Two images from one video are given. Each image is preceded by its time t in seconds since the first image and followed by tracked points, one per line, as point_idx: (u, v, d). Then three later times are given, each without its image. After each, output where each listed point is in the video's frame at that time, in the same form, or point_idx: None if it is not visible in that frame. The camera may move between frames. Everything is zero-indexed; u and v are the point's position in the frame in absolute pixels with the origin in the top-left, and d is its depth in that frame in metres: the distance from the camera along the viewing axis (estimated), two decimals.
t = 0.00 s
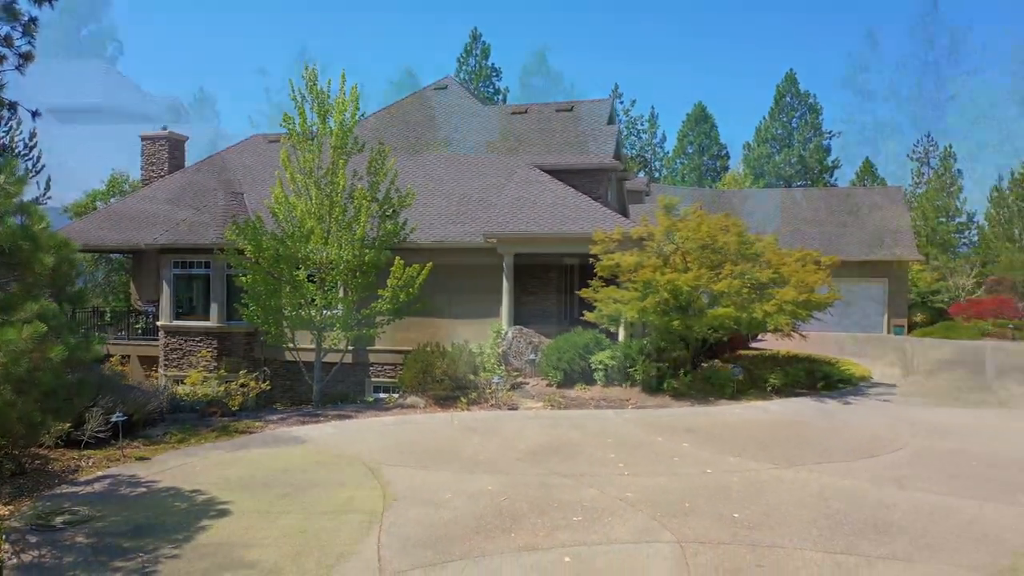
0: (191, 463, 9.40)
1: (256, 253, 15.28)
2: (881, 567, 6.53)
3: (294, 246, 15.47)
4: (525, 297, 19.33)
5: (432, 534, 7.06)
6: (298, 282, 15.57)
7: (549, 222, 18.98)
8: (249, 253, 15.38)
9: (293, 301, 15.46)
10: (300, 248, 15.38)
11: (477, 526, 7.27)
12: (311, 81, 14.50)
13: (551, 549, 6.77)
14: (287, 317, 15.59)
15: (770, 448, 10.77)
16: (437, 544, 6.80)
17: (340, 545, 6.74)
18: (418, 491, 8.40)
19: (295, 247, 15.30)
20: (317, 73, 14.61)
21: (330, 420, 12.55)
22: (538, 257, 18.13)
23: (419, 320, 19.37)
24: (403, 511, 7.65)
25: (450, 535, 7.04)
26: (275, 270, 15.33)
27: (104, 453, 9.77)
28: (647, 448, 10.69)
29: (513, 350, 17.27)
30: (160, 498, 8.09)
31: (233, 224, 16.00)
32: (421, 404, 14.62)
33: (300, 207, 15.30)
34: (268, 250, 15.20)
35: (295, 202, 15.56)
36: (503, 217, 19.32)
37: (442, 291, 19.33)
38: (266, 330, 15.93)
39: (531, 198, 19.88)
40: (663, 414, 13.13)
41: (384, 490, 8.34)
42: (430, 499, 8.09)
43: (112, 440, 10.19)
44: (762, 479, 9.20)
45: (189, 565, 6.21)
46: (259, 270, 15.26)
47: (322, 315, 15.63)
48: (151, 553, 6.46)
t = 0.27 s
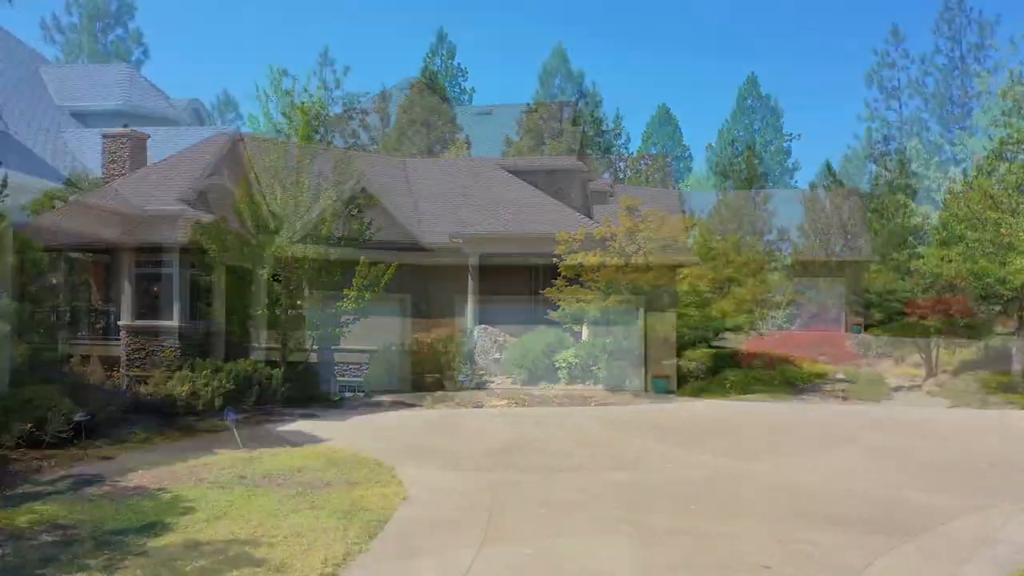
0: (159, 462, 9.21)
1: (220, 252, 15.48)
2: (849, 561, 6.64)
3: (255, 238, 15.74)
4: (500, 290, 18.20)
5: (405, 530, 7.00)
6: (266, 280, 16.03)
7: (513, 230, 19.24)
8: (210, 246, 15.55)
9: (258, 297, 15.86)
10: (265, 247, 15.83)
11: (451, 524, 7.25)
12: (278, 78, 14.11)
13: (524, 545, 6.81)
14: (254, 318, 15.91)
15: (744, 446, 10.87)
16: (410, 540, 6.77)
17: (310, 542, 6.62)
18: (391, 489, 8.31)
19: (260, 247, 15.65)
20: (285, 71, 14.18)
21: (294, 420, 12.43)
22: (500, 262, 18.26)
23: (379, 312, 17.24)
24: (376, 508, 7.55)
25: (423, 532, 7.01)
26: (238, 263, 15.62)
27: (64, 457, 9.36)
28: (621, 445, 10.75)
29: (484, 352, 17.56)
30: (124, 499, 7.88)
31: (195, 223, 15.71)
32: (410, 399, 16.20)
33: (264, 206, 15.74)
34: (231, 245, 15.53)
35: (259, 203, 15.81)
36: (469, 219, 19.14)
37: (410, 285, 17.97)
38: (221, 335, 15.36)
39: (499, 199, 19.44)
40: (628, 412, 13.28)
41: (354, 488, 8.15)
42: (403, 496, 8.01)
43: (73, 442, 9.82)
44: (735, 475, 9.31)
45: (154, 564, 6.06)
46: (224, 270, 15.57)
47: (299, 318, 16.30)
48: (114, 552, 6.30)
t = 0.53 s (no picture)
0: (165, 455, 8.17)
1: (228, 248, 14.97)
2: (976, 510, 5.50)
3: (271, 229, 14.35)
4: (517, 295, 18.16)
5: (441, 481, 5.88)
6: (286, 276, 15.15)
7: (533, 233, 18.92)
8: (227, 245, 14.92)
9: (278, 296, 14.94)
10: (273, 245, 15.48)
11: (492, 476, 6.14)
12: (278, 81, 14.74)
13: (585, 489, 5.60)
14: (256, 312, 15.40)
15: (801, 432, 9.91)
16: (448, 486, 5.62)
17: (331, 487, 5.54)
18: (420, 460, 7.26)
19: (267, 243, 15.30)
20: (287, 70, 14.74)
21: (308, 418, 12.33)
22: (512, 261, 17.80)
23: (392, 313, 17.65)
24: (406, 470, 6.47)
25: (463, 481, 5.85)
26: (257, 258, 14.67)
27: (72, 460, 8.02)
28: (669, 432, 9.76)
29: (509, 356, 18.27)
30: (116, 473, 6.80)
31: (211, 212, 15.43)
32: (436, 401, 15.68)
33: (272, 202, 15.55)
34: (247, 239, 14.61)
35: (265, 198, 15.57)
36: (488, 226, 19.38)
37: (425, 289, 17.86)
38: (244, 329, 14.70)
39: (522, 209, 20.08)
40: (644, 411, 13.06)
41: (380, 458, 7.25)
42: (435, 463, 6.99)
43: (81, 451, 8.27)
44: (806, 449, 8.22)
45: (145, 504, 5.04)
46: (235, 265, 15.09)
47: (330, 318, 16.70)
48: (97, 501, 5.23)
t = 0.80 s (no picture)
0: (182, 454, 8.21)
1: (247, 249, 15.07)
2: (997, 514, 5.36)
3: (291, 230, 14.41)
4: (535, 295, 18.10)
5: (452, 481, 5.86)
6: (304, 276, 15.20)
7: (550, 233, 18.89)
8: (247, 246, 15.03)
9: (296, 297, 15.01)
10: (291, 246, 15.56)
11: (503, 476, 6.09)
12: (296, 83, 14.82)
13: (595, 490, 5.54)
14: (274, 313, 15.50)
15: (818, 432, 9.78)
16: (457, 486, 5.58)
17: (342, 487, 5.56)
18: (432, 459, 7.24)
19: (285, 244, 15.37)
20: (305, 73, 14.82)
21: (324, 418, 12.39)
22: (529, 261, 17.69)
23: (408, 314, 17.69)
24: (418, 469, 6.47)
25: (473, 481, 5.81)
26: (276, 259, 14.72)
27: (93, 459, 8.06)
28: (685, 432, 9.66)
29: (528, 357, 18.27)
30: (132, 473, 6.86)
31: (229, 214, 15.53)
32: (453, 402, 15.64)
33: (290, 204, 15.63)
34: (266, 239, 14.66)
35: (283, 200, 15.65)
36: (506, 225, 19.39)
37: (442, 289, 17.90)
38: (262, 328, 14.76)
39: (539, 209, 20.07)
40: (662, 411, 12.99)
41: (394, 458, 7.26)
42: (447, 463, 6.97)
43: (102, 451, 8.26)
44: (823, 450, 8.10)
45: (159, 502, 5.08)
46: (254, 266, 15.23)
47: (348, 320, 16.78)
48: (113, 499, 5.29)
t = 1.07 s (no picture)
0: (200, 453, 8.29)
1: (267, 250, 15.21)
2: (1019, 518, 5.26)
3: (311, 231, 14.49)
4: (554, 295, 18.08)
5: (466, 481, 5.86)
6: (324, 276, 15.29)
7: (569, 233, 18.86)
8: (267, 247, 15.14)
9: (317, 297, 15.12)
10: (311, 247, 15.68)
11: (516, 477, 6.08)
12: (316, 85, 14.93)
13: (608, 491, 5.51)
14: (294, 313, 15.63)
15: (839, 434, 9.68)
16: (470, 487, 5.57)
17: (357, 486, 5.58)
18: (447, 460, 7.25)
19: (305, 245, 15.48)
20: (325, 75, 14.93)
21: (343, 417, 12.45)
22: (549, 262, 17.67)
23: (427, 314, 17.75)
24: (433, 469, 6.48)
25: (486, 481, 5.81)
26: (296, 259, 14.79)
27: (114, 458, 8.15)
28: (704, 433, 9.59)
29: (547, 357, 18.25)
30: (151, 472, 6.92)
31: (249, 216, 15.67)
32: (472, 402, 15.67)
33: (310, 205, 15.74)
34: (287, 240, 14.76)
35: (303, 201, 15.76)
36: (525, 226, 19.39)
37: (462, 290, 17.95)
38: (282, 329, 14.86)
39: (559, 209, 20.06)
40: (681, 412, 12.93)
41: (409, 459, 7.27)
42: (462, 463, 6.98)
43: (123, 449, 8.34)
44: (842, 452, 8.02)
45: (176, 501, 5.13)
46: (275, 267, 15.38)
47: (368, 320, 16.87)
48: (132, 498, 5.37)
